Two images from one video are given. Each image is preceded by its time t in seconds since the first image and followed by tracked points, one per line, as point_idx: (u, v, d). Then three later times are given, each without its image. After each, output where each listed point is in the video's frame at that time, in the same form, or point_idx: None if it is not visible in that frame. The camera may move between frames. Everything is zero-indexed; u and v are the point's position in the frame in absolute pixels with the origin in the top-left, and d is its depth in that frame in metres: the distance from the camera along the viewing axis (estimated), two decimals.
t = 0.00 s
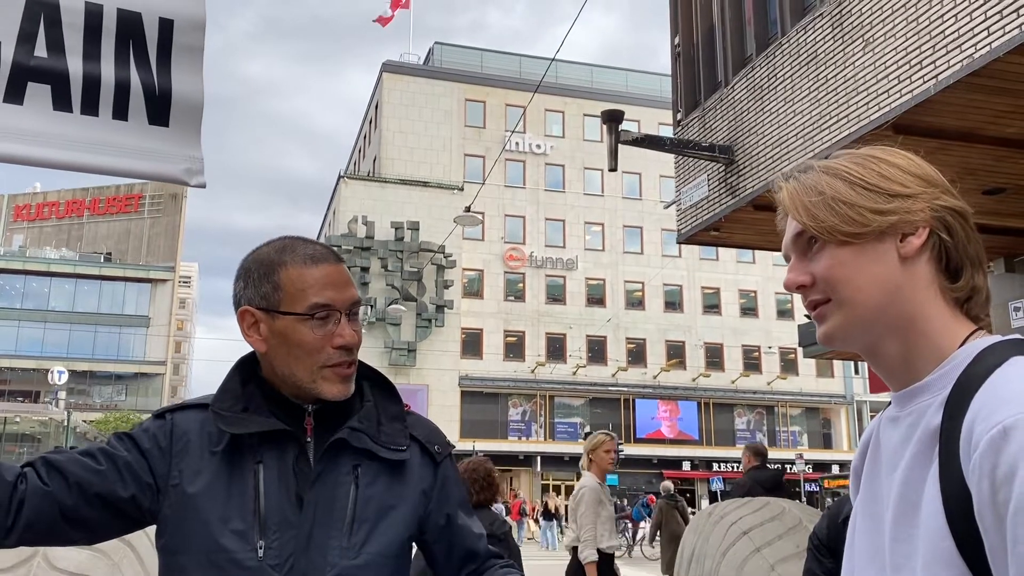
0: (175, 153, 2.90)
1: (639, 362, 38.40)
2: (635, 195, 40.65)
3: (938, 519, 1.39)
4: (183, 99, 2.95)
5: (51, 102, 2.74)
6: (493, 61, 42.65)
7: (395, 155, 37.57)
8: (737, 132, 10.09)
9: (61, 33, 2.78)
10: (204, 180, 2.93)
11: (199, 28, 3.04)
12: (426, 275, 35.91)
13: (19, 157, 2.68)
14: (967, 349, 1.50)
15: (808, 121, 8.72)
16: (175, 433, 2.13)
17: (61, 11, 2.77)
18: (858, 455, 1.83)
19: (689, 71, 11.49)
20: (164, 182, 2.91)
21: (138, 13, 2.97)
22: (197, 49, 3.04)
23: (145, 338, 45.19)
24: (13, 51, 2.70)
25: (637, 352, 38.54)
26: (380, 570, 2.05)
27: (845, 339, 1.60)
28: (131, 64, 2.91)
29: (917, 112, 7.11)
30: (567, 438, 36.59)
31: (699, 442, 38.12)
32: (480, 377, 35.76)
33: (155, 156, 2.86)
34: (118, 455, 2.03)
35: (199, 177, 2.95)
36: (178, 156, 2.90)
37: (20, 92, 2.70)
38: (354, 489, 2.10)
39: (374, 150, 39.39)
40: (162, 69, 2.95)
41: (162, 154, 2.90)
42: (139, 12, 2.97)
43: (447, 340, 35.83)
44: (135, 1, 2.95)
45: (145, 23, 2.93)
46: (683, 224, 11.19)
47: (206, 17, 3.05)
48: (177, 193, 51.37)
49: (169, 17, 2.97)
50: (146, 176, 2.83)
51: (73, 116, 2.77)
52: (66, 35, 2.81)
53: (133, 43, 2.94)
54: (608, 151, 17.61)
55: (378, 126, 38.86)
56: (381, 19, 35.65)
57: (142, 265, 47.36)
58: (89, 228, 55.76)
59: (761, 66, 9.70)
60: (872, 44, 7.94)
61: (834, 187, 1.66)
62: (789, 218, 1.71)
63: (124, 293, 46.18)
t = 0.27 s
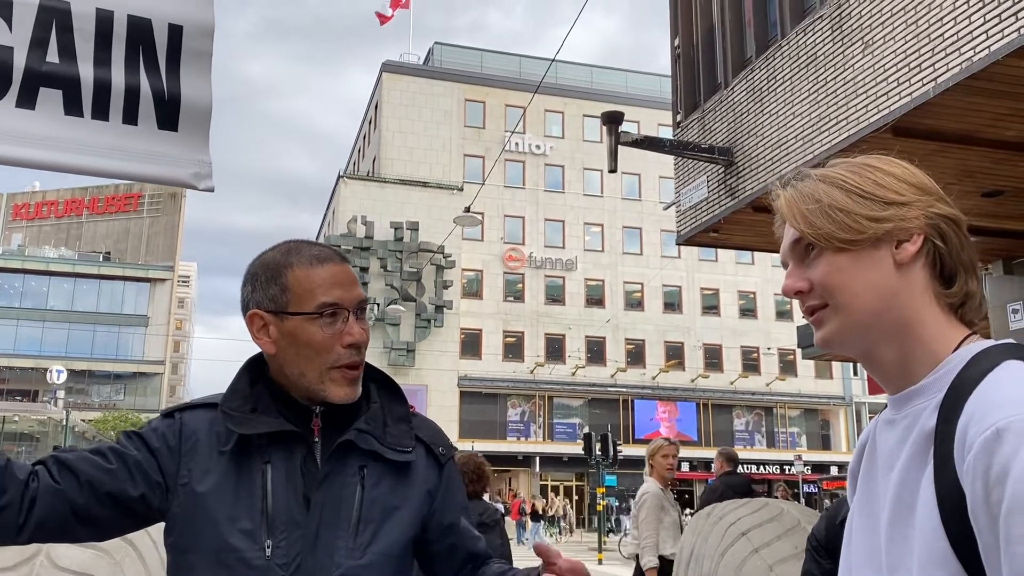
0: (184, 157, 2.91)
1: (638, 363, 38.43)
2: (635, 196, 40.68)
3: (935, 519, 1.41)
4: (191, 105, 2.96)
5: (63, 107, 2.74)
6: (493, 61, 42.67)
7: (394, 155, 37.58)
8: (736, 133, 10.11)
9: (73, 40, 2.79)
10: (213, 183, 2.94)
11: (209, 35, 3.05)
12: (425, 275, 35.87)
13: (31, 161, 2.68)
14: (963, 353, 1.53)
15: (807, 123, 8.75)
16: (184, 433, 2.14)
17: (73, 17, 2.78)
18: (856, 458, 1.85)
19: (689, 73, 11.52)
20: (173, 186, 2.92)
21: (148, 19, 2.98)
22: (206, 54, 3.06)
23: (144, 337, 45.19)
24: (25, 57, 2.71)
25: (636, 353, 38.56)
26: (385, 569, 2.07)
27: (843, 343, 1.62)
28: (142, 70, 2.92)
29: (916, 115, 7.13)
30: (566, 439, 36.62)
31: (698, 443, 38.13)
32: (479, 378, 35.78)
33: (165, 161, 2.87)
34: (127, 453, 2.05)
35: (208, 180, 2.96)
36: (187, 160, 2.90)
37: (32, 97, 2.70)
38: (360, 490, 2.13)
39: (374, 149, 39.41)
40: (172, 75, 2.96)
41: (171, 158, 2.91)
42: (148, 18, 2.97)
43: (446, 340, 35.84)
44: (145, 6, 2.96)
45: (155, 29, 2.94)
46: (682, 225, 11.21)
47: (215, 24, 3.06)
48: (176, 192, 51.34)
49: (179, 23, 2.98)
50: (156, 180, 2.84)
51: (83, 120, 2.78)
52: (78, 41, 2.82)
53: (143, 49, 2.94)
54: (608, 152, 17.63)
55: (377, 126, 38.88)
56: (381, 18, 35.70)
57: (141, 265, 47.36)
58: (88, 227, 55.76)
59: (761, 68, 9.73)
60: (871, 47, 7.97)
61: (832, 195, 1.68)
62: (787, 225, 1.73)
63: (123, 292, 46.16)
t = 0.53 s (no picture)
0: (197, 162, 2.92)
1: (638, 363, 38.45)
2: (634, 196, 40.73)
3: (930, 517, 1.44)
4: (204, 110, 2.96)
5: (79, 113, 2.75)
6: (493, 61, 42.71)
7: (394, 155, 37.57)
8: (736, 135, 10.14)
9: (90, 48, 2.80)
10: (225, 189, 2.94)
11: (222, 42, 3.06)
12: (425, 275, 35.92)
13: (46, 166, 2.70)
14: (957, 356, 1.56)
15: (807, 125, 8.78)
16: (196, 431, 2.18)
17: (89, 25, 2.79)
18: (854, 457, 1.89)
19: (689, 75, 11.55)
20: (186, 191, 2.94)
21: (163, 26, 2.98)
22: (220, 60, 3.06)
23: (144, 337, 45.19)
24: (42, 64, 2.72)
25: (635, 354, 38.60)
26: (394, 568, 2.10)
27: (841, 348, 1.65)
28: (156, 76, 2.92)
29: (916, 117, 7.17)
30: (566, 439, 36.65)
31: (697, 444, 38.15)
32: (479, 378, 35.79)
33: (178, 166, 2.87)
34: (141, 452, 2.08)
35: (220, 184, 2.96)
36: (200, 165, 2.91)
37: (49, 103, 2.71)
38: (368, 490, 2.16)
39: (374, 149, 39.42)
40: (185, 81, 2.97)
41: (184, 162, 2.91)
42: (162, 25, 2.97)
43: (446, 340, 35.85)
44: (158, 14, 2.96)
45: (169, 35, 2.95)
46: (683, 226, 11.25)
47: (227, 31, 3.07)
48: (176, 191, 51.33)
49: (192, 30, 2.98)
50: (169, 184, 2.85)
51: (98, 125, 2.79)
52: (94, 48, 2.82)
53: (156, 55, 2.95)
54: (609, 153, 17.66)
55: (377, 126, 38.91)
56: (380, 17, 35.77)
57: (141, 264, 47.37)
58: (88, 226, 55.77)
59: (761, 70, 9.76)
60: (871, 49, 8.01)
61: (829, 204, 1.71)
62: (787, 231, 1.77)
63: (123, 291, 46.19)
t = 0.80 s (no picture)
0: (209, 169, 2.95)
1: (638, 364, 38.49)
2: (635, 197, 40.77)
3: (921, 514, 1.49)
4: (218, 117, 2.99)
5: (96, 121, 2.79)
6: (494, 62, 42.74)
7: (395, 155, 37.61)
8: (737, 137, 10.18)
9: (106, 57, 2.84)
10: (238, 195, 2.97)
11: (233, 51, 3.09)
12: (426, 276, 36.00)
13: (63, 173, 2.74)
14: (949, 360, 1.61)
15: (808, 128, 8.83)
16: (207, 431, 2.23)
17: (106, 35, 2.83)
18: (850, 458, 1.93)
19: (690, 77, 11.61)
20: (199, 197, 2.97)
21: (177, 35, 3.02)
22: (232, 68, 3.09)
23: (145, 337, 45.27)
24: (61, 73, 2.76)
25: (636, 354, 38.63)
26: (400, 564, 2.15)
27: (839, 350, 1.70)
28: (170, 85, 2.96)
29: (915, 120, 7.21)
30: (566, 439, 36.69)
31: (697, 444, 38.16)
32: (480, 379, 35.84)
33: (192, 173, 2.90)
34: (154, 452, 2.13)
35: (232, 191, 2.99)
36: (212, 172, 2.95)
37: (67, 112, 2.75)
38: (375, 488, 2.21)
39: (375, 150, 39.46)
40: (198, 89, 3.00)
41: (198, 169, 2.95)
42: (176, 35, 3.02)
43: (447, 341, 35.90)
44: (173, 23, 3.00)
45: (183, 45, 2.99)
46: (683, 228, 11.29)
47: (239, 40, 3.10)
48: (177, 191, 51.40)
49: (205, 40, 3.01)
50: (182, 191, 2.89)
51: (114, 133, 2.83)
52: (110, 57, 2.86)
53: (171, 64, 2.98)
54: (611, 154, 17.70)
55: (379, 126, 38.96)
56: (378, 17, 35.84)
57: (142, 264, 47.42)
58: (89, 226, 55.88)
59: (762, 72, 9.81)
60: (871, 52, 8.05)
61: (828, 212, 1.76)
62: (787, 239, 1.81)
63: (124, 291, 46.27)
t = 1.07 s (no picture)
0: (219, 174, 2.97)
1: (641, 365, 38.51)
2: (637, 198, 40.81)
3: (920, 516, 1.51)
4: (228, 124, 3.02)
5: (108, 127, 2.81)
6: (496, 63, 42.79)
7: (398, 157, 37.66)
8: (739, 139, 10.20)
9: (117, 64, 2.87)
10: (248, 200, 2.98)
11: (242, 57, 3.12)
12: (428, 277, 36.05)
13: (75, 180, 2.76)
14: (950, 363, 1.63)
15: (809, 130, 8.85)
16: (214, 433, 2.25)
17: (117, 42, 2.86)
18: (850, 459, 1.95)
19: (692, 79, 11.62)
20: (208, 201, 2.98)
21: (186, 43, 3.05)
22: (240, 75, 3.11)
23: (148, 338, 45.36)
24: (73, 80, 2.79)
25: (638, 355, 38.65)
26: (404, 564, 2.18)
27: (840, 354, 1.72)
28: (180, 91, 2.99)
29: (917, 122, 7.23)
30: (568, 440, 36.70)
31: (700, 445, 38.14)
32: (482, 380, 35.86)
33: (201, 178, 2.92)
34: (163, 453, 2.16)
35: (240, 196, 3.02)
36: (221, 177, 2.96)
37: (79, 118, 2.77)
38: (380, 489, 2.24)
39: (378, 151, 39.51)
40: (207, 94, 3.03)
41: (208, 175, 2.97)
42: (187, 42, 3.05)
43: (449, 342, 35.93)
44: (183, 32, 3.04)
45: (193, 52, 3.01)
46: (685, 229, 11.31)
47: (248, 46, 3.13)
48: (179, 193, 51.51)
49: (215, 47, 3.04)
50: (191, 196, 2.91)
51: (125, 138, 2.84)
52: (122, 64, 2.89)
53: (181, 71, 3.02)
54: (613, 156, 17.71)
55: (381, 128, 39.02)
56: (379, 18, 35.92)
57: (145, 265, 47.51)
58: (92, 228, 56.01)
59: (763, 74, 9.83)
60: (873, 54, 8.07)
61: (830, 217, 1.78)
62: (789, 244, 1.83)
63: (127, 293, 46.38)
